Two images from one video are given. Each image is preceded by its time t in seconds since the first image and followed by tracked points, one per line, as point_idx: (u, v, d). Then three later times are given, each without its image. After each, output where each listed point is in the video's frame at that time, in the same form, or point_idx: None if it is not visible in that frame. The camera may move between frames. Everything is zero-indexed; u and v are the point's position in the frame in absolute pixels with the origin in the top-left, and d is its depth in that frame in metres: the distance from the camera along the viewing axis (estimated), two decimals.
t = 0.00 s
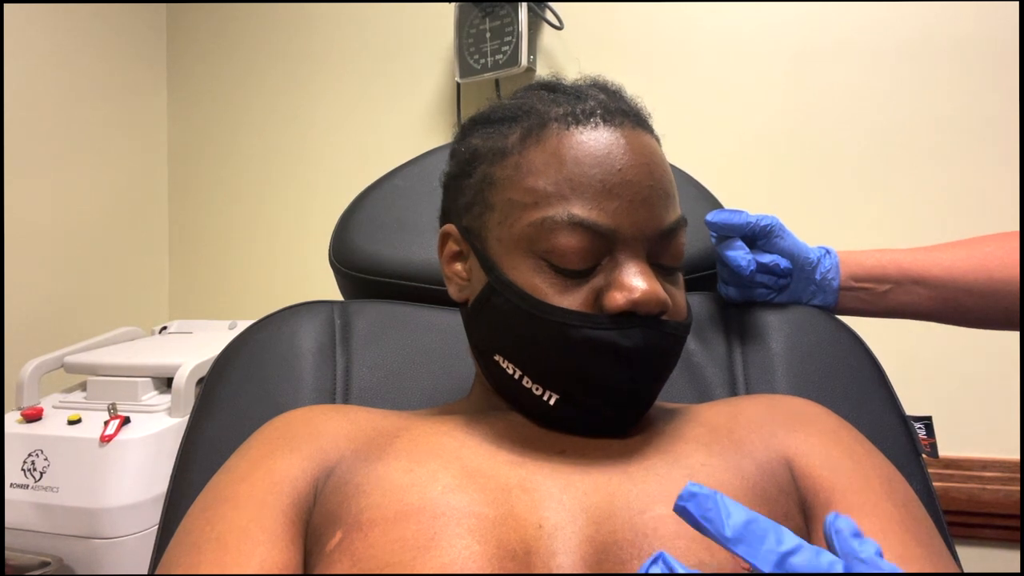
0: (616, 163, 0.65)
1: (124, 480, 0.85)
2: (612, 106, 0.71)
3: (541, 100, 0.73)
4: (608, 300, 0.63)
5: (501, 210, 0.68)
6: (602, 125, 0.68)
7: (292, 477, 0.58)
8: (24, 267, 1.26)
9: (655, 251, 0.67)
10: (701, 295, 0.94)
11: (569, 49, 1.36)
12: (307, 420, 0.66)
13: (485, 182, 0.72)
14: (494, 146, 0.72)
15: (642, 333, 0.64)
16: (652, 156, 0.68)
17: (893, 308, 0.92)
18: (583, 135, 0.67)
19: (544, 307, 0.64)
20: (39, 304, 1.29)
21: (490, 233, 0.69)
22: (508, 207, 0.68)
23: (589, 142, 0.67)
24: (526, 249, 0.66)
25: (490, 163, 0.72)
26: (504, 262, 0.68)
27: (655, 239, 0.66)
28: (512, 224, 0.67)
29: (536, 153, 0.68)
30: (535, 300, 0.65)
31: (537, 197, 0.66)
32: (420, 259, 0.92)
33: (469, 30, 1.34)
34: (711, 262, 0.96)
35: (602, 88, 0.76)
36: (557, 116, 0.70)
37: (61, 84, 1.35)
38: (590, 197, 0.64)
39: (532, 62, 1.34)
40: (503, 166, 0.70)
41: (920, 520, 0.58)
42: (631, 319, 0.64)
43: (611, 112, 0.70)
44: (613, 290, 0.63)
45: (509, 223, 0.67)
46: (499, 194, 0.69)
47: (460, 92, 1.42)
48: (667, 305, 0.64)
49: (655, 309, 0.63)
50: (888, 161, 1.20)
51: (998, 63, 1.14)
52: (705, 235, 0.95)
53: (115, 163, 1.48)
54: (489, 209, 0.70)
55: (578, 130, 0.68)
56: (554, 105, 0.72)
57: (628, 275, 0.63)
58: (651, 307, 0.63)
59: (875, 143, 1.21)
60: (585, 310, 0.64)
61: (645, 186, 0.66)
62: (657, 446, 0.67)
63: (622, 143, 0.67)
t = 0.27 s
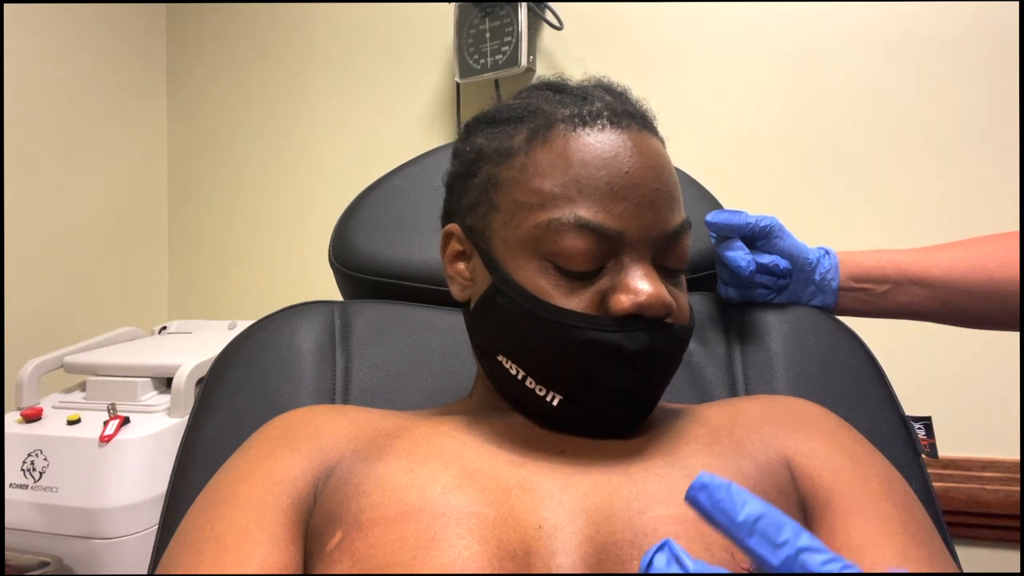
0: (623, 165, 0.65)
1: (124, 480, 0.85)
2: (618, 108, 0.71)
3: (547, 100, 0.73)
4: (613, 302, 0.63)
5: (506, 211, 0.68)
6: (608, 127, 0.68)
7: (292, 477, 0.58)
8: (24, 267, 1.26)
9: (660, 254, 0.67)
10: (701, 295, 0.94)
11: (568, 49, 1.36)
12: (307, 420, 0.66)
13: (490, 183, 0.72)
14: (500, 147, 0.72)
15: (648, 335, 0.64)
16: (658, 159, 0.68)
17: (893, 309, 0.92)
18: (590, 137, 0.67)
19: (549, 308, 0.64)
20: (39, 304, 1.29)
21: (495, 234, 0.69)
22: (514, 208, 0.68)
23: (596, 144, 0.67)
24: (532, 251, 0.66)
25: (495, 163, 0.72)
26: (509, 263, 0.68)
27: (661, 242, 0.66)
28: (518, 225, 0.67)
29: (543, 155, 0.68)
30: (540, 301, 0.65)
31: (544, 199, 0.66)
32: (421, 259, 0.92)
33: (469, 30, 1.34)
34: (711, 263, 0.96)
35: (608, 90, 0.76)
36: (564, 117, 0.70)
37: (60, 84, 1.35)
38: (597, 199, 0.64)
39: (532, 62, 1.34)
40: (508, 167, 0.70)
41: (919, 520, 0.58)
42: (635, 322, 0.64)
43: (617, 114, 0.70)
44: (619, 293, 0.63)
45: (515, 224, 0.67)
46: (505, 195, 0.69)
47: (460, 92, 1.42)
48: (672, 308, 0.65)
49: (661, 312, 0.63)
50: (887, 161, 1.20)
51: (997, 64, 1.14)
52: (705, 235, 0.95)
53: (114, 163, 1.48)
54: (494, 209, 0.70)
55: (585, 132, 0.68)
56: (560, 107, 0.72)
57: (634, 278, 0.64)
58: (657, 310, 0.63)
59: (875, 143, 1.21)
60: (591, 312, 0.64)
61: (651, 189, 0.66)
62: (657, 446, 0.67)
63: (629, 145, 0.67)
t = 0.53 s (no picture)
0: (624, 166, 0.65)
1: (123, 480, 0.85)
2: (619, 109, 0.71)
3: (548, 101, 0.73)
4: (614, 303, 0.63)
5: (507, 211, 0.68)
6: (609, 128, 0.68)
7: (292, 477, 0.58)
8: (24, 266, 1.26)
9: (661, 255, 0.67)
10: (701, 295, 0.94)
11: (568, 49, 1.36)
12: (306, 420, 0.66)
13: (491, 183, 0.71)
14: (501, 147, 0.72)
15: (648, 336, 0.64)
16: (659, 160, 0.68)
17: (893, 309, 0.92)
18: (591, 137, 0.67)
19: (550, 308, 0.64)
20: (39, 304, 1.29)
21: (496, 234, 0.69)
22: (514, 209, 0.68)
23: (597, 145, 0.67)
24: (532, 251, 0.66)
25: (496, 163, 0.72)
26: (510, 264, 0.68)
27: (662, 243, 0.66)
28: (518, 225, 0.67)
29: (544, 155, 0.68)
30: (540, 301, 0.65)
31: (545, 199, 0.65)
32: (420, 259, 0.92)
33: (469, 31, 1.34)
34: (711, 263, 0.96)
35: (609, 90, 0.76)
36: (565, 118, 0.70)
37: (61, 84, 1.35)
38: (597, 200, 0.64)
39: (532, 63, 1.34)
40: (509, 167, 0.70)
41: (919, 522, 0.58)
42: (636, 322, 0.64)
43: (618, 114, 0.70)
44: (619, 293, 0.63)
45: (516, 224, 0.67)
46: (505, 195, 0.69)
47: (459, 92, 1.42)
48: (673, 309, 0.65)
49: (661, 312, 0.63)
50: (887, 162, 1.20)
51: (997, 65, 1.14)
52: (705, 235, 0.95)
53: (114, 163, 1.48)
54: (495, 210, 0.70)
55: (586, 132, 0.68)
56: (561, 107, 0.72)
57: (634, 279, 0.64)
58: (657, 311, 0.63)
59: (875, 143, 1.21)
60: (591, 313, 0.64)
61: (652, 190, 0.66)
62: (657, 447, 0.67)
63: (629, 146, 0.67)
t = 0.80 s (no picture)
0: (623, 166, 0.65)
1: (123, 480, 0.85)
2: (618, 109, 0.71)
3: (547, 101, 0.73)
4: (613, 303, 0.63)
5: (506, 211, 0.68)
6: (608, 128, 0.68)
7: (291, 478, 0.58)
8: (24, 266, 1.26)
9: (660, 255, 0.67)
10: (701, 296, 0.94)
11: (568, 50, 1.36)
12: (306, 420, 0.66)
13: (490, 183, 0.71)
14: (500, 147, 0.72)
15: (647, 336, 0.64)
16: (658, 160, 0.68)
17: (892, 310, 0.92)
18: (590, 138, 0.67)
19: (549, 309, 0.64)
20: (39, 304, 1.29)
21: (495, 234, 0.69)
22: (513, 209, 0.68)
23: (596, 145, 0.67)
24: (531, 251, 0.66)
25: (495, 163, 0.72)
26: (509, 264, 0.68)
27: (661, 243, 0.66)
28: (517, 225, 0.67)
29: (542, 155, 0.68)
30: (539, 302, 0.65)
31: (544, 199, 0.65)
32: (420, 260, 0.92)
33: (469, 31, 1.34)
34: (711, 263, 0.96)
35: (608, 91, 0.76)
36: (563, 118, 0.70)
37: (61, 84, 1.35)
38: (596, 200, 0.64)
39: (532, 63, 1.34)
40: (508, 167, 0.70)
41: (919, 522, 0.58)
42: (635, 322, 0.64)
43: (616, 114, 0.70)
44: (618, 294, 0.63)
45: (514, 224, 0.67)
46: (504, 195, 0.69)
47: (459, 92, 1.42)
48: (672, 309, 0.65)
49: (660, 313, 0.63)
50: (887, 162, 1.20)
51: (997, 65, 1.14)
52: (704, 236, 0.95)
53: (114, 163, 1.48)
54: (493, 210, 0.70)
55: (585, 132, 0.68)
56: (560, 107, 0.72)
57: (633, 279, 0.64)
58: (656, 311, 0.63)
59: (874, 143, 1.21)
60: (590, 313, 0.64)
61: (651, 190, 0.66)
62: (656, 447, 0.67)
63: (628, 146, 0.67)
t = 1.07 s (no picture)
0: (621, 166, 0.65)
1: (122, 480, 0.85)
2: (617, 109, 0.71)
3: (546, 101, 0.73)
4: (611, 303, 0.63)
5: (504, 212, 0.68)
6: (606, 128, 0.68)
7: (291, 478, 0.58)
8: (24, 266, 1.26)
9: (659, 255, 0.67)
10: (701, 296, 0.94)
11: (567, 50, 1.36)
12: (305, 420, 0.66)
13: (489, 183, 0.71)
14: (498, 147, 0.72)
15: (646, 336, 0.64)
16: (657, 160, 0.68)
17: (892, 310, 0.92)
18: (588, 138, 0.67)
19: (547, 309, 0.64)
20: (39, 304, 1.29)
21: (494, 235, 0.69)
22: (512, 209, 0.68)
23: (594, 145, 0.67)
24: (530, 251, 0.66)
25: (493, 163, 0.72)
26: (507, 264, 0.67)
27: (659, 243, 0.66)
28: (516, 225, 0.67)
29: (541, 155, 0.68)
30: (538, 302, 0.65)
31: (542, 199, 0.65)
32: (420, 260, 0.92)
33: (468, 31, 1.34)
34: (710, 264, 0.96)
35: (606, 91, 0.76)
36: (562, 118, 0.70)
37: (61, 84, 1.35)
38: (595, 200, 0.64)
39: (532, 63, 1.34)
40: (506, 167, 0.70)
41: (918, 522, 0.58)
42: (634, 322, 0.64)
43: (615, 114, 0.70)
44: (616, 294, 0.63)
45: (513, 224, 0.67)
46: (503, 196, 0.69)
47: (458, 92, 1.42)
48: (670, 309, 0.65)
49: (658, 312, 0.63)
50: (886, 162, 1.21)
51: (996, 65, 1.14)
52: (704, 236, 0.95)
53: (114, 163, 1.48)
54: (492, 210, 0.70)
55: (583, 133, 0.68)
56: (559, 107, 0.72)
57: (632, 279, 0.64)
58: (654, 311, 0.63)
59: (874, 144, 1.21)
60: (589, 313, 0.64)
61: (649, 190, 0.66)
62: (655, 447, 0.67)
63: (627, 146, 0.67)
